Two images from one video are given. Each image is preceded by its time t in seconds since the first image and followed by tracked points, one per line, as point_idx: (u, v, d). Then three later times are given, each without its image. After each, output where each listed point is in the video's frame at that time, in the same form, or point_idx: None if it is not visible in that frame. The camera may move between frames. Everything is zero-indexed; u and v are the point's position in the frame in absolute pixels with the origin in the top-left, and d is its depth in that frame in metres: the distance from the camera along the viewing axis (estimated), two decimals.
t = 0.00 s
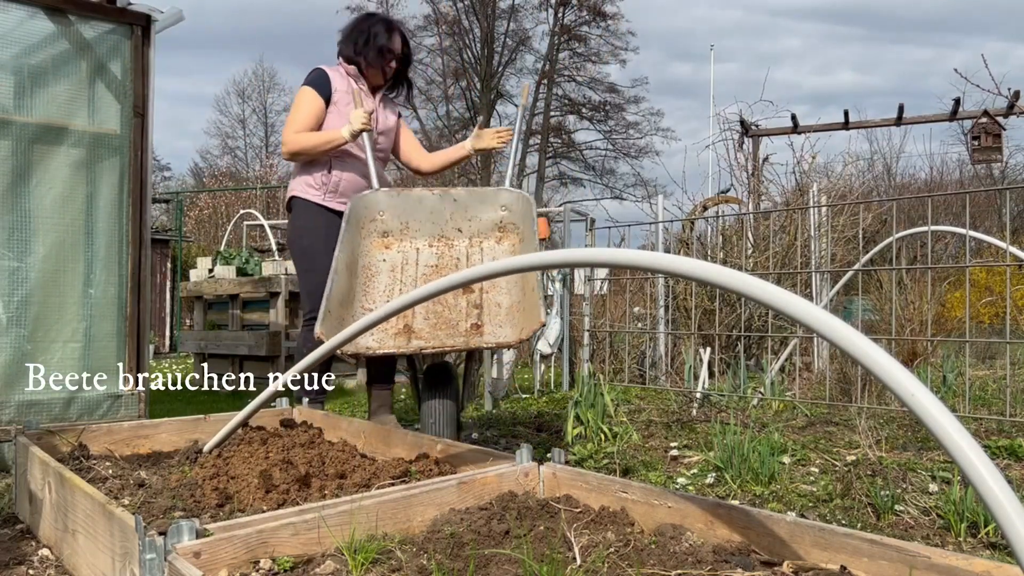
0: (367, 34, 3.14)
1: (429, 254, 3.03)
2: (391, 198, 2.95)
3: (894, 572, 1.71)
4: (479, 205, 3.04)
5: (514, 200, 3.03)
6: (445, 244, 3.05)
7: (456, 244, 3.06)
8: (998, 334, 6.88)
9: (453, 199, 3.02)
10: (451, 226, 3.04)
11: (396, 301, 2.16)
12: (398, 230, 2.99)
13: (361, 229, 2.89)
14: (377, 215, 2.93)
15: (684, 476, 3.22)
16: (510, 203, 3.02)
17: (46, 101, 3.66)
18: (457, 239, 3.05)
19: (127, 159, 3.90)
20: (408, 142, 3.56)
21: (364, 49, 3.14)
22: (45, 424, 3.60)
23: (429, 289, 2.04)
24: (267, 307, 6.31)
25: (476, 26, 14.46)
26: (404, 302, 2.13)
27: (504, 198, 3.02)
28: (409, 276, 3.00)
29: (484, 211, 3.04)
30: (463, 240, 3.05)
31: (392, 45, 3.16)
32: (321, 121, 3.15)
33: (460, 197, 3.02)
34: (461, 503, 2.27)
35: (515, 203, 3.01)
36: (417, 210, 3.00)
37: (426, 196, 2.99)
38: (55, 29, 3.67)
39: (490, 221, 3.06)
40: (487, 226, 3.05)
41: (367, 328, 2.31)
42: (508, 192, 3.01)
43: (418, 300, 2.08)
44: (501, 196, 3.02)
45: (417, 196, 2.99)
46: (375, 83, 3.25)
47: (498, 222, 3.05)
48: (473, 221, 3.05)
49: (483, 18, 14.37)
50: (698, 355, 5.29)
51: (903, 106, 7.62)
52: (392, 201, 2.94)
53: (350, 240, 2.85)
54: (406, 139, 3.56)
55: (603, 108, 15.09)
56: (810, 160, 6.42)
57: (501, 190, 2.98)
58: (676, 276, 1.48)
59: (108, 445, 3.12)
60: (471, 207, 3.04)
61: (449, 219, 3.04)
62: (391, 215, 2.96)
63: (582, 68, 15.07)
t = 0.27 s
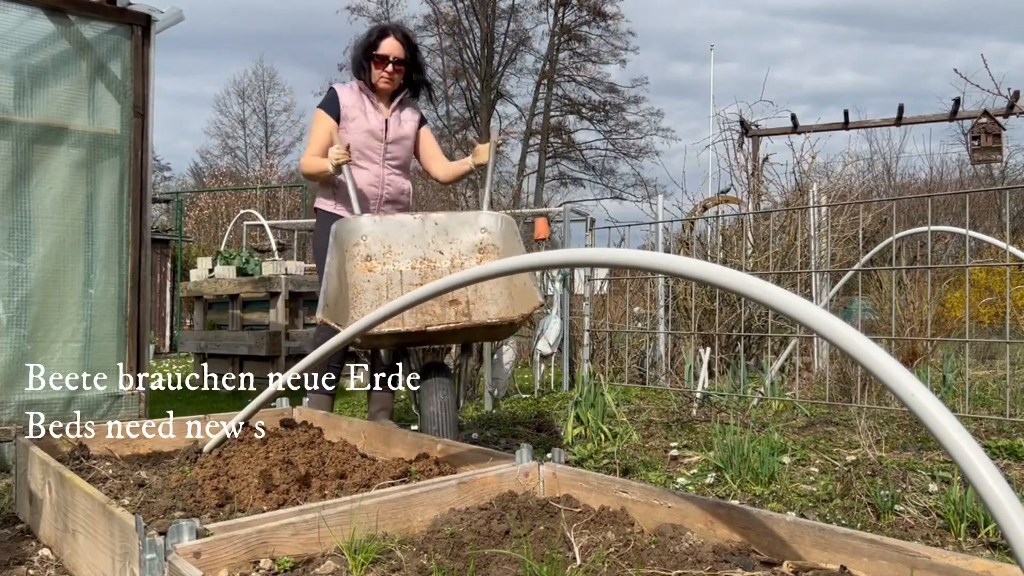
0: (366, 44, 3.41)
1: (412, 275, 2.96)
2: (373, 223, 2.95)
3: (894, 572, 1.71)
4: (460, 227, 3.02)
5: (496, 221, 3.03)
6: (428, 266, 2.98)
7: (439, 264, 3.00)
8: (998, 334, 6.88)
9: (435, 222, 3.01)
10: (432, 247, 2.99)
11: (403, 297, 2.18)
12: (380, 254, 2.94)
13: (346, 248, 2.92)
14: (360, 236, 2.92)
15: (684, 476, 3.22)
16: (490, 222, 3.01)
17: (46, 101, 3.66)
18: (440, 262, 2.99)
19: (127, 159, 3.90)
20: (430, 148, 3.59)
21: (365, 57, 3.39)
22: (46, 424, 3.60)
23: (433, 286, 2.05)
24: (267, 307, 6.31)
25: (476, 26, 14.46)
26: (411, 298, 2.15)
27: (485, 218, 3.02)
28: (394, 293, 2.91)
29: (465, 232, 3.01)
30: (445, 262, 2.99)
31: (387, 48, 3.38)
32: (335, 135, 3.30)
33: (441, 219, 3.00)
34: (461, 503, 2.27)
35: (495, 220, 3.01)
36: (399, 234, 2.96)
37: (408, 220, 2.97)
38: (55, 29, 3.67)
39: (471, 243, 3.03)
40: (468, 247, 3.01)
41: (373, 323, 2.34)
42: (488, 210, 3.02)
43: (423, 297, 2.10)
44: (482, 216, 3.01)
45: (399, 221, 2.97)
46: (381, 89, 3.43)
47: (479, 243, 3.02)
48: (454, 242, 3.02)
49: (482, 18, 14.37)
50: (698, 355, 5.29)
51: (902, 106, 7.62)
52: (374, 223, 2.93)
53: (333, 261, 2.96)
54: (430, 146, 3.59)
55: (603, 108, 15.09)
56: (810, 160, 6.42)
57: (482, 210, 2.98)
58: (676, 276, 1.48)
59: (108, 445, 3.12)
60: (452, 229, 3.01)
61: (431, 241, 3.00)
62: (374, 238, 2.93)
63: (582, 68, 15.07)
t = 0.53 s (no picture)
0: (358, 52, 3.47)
1: (406, 281, 3.08)
2: (370, 229, 3.06)
3: (894, 572, 1.71)
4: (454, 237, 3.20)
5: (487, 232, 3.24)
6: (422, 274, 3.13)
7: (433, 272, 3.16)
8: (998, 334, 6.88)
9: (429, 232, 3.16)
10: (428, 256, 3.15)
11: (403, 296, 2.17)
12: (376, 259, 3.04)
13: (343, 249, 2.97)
14: (357, 240, 3.01)
15: (683, 476, 3.22)
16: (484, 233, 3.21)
17: (46, 101, 3.66)
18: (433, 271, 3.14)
19: (127, 159, 3.90)
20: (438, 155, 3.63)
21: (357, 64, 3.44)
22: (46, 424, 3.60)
23: (433, 286, 2.05)
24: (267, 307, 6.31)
25: (476, 26, 14.46)
26: (410, 298, 2.15)
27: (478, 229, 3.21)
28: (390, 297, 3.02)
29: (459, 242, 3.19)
30: (437, 269, 3.14)
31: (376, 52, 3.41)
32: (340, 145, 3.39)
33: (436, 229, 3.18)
34: (461, 503, 2.27)
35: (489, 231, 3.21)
36: (394, 240, 3.09)
37: (403, 227, 3.11)
38: (55, 29, 3.67)
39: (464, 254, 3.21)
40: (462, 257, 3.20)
41: (373, 322, 2.34)
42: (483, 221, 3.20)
43: (423, 297, 2.10)
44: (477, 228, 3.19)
45: (394, 228, 3.11)
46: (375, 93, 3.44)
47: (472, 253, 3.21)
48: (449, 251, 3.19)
49: (482, 18, 14.38)
50: (698, 355, 5.29)
51: (903, 106, 7.61)
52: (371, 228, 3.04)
53: (330, 261, 2.92)
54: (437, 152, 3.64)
55: (603, 108, 15.09)
56: (810, 159, 6.41)
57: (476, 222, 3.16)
58: (677, 276, 1.48)
59: (108, 445, 3.12)
60: (445, 238, 3.18)
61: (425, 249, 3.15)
62: (370, 242, 3.04)
63: (582, 68, 15.07)
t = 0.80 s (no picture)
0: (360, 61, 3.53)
1: (396, 268, 3.27)
2: (365, 217, 3.25)
3: (894, 572, 1.71)
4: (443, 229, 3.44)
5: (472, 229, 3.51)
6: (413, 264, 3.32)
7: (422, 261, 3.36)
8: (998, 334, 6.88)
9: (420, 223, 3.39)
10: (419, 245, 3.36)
11: (404, 295, 2.18)
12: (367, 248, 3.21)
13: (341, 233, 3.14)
14: (354, 226, 3.20)
15: (683, 476, 3.22)
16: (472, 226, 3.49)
17: (46, 101, 3.66)
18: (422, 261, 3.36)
19: (127, 159, 3.90)
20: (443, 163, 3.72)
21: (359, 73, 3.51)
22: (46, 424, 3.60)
23: (435, 286, 2.06)
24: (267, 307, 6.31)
25: (476, 26, 14.47)
26: (412, 297, 2.15)
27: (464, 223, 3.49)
28: (382, 283, 3.18)
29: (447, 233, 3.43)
30: (426, 259, 3.37)
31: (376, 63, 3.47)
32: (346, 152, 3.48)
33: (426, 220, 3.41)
34: (461, 503, 2.27)
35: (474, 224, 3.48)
36: (387, 230, 3.29)
37: (396, 218, 3.33)
38: (55, 29, 3.67)
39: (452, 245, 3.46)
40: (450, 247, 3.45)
41: (372, 322, 2.35)
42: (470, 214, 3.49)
43: (424, 296, 2.10)
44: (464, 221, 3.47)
45: (387, 218, 3.31)
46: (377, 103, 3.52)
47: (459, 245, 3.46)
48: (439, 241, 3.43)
49: (482, 18, 14.39)
50: (698, 355, 5.28)
51: (903, 106, 7.61)
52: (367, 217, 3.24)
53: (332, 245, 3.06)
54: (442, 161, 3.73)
55: (603, 108, 15.09)
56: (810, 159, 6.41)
57: (465, 215, 3.43)
58: (677, 276, 1.48)
59: (108, 445, 3.12)
60: (435, 230, 3.42)
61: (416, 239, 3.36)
62: (365, 230, 3.22)
63: (582, 68, 15.07)
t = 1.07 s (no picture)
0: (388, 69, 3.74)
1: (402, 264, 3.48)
2: (372, 215, 3.46)
3: (894, 572, 1.71)
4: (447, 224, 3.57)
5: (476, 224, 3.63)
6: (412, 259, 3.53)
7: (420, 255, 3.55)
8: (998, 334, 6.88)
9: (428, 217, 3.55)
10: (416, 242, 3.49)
11: (405, 294, 2.17)
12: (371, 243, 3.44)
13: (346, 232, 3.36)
14: (361, 225, 3.41)
15: (683, 476, 3.22)
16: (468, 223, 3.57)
17: (46, 101, 3.66)
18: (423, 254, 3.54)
19: (127, 159, 3.90)
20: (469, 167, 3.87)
21: (386, 80, 3.73)
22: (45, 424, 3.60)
23: (435, 286, 2.05)
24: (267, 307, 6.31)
25: (476, 26, 14.47)
26: (412, 296, 2.15)
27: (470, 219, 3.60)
28: (385, 280, 3.40)
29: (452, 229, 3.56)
30: (429, 254, 3.55)
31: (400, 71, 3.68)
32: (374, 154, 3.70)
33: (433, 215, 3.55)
34: (461, 503, 2.27)
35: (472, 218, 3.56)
36: (394, 227, 3.50)
37: (402, 215, 3.52)
38: (55, 30, 3.67)
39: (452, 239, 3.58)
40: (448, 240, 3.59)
41: (374, 322, 2.34)
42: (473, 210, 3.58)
43: (425, 295, 2.09)
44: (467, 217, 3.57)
45: (394, 215, 3.50)
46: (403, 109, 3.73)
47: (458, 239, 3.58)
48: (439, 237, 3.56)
49: (482, 18, 14.40)
50: (698, 355, 5.28)
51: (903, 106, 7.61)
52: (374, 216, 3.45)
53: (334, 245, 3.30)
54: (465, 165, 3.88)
55: (603, 108, 15.08)
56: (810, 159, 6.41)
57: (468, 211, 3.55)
58: (676, 276, 1.48)
59: (108, 445, 3.12)
60: (440, 226, 3.56)
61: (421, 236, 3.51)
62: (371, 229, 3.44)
63: (582, 68, 15.08)
